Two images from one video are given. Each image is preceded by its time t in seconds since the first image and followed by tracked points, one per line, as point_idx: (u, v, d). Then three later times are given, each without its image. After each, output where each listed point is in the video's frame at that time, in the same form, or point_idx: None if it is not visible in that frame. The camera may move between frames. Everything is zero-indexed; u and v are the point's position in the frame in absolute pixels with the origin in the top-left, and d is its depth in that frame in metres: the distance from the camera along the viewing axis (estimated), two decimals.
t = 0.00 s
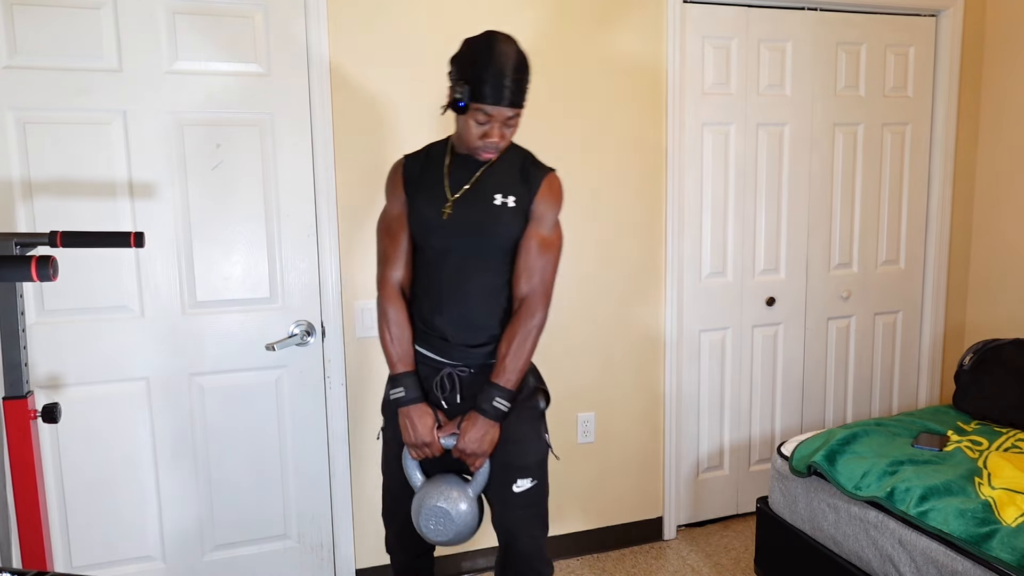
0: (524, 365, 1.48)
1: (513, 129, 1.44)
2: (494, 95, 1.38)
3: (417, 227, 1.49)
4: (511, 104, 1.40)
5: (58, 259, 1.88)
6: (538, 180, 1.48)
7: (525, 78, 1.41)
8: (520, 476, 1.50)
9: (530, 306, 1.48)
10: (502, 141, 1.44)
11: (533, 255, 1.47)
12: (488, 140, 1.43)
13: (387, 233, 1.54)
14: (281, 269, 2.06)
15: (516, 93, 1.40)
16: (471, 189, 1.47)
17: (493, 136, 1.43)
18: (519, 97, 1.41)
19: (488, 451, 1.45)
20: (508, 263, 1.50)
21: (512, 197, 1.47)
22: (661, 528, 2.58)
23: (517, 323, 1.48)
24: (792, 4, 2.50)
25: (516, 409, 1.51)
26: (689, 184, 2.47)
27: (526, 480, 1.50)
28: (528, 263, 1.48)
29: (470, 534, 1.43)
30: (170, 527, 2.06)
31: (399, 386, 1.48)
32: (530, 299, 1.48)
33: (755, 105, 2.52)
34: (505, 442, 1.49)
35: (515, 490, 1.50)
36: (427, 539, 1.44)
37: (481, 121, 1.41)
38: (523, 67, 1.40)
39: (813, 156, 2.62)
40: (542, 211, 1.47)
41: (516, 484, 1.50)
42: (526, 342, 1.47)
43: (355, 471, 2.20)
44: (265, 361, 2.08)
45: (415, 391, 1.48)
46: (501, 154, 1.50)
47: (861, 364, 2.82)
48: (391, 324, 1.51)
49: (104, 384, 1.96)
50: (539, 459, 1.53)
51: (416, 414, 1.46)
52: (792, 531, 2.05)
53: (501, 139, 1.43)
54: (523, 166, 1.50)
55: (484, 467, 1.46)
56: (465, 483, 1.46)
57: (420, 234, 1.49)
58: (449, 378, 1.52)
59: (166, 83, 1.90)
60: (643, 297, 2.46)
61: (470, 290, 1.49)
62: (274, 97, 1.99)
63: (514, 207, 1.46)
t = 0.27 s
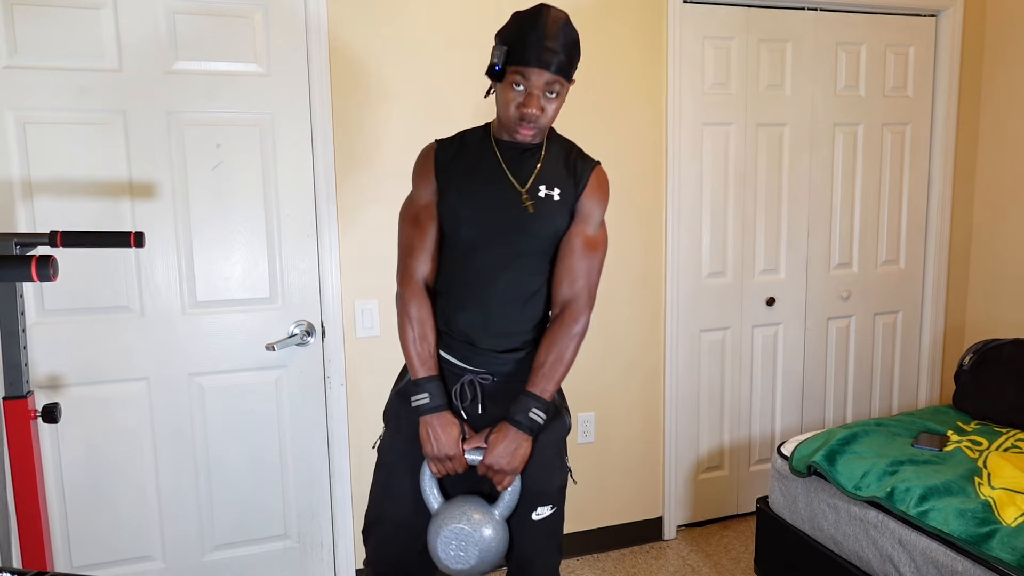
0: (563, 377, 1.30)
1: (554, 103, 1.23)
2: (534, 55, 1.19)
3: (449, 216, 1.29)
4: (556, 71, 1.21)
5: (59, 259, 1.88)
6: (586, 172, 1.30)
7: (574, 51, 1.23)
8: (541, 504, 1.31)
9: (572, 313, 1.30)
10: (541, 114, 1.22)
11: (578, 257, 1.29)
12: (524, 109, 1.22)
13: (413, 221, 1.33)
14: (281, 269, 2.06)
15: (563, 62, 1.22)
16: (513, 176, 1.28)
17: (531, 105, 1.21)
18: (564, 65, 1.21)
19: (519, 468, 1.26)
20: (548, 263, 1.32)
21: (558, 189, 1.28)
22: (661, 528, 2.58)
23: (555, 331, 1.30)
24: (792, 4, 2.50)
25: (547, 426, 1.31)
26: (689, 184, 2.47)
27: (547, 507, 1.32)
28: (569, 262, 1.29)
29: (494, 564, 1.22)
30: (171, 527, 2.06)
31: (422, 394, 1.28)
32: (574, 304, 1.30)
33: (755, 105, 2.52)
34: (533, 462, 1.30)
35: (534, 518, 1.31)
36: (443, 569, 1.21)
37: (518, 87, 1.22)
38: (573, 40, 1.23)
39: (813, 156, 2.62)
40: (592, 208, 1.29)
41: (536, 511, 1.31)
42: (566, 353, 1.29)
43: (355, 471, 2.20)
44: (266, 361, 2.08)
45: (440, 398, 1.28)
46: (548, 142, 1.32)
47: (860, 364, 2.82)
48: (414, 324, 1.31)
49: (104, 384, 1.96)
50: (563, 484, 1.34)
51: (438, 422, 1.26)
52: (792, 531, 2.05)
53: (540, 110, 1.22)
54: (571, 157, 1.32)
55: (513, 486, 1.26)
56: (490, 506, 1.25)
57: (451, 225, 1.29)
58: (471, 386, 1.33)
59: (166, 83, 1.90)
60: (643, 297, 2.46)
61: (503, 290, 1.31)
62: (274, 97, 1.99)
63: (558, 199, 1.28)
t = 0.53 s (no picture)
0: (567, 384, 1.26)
1: (522, 80, 1.14)
2: (496, 27, 1.11)
3: (434, 226, 1.15)
4: (519, 44, 1.12)
5: (59, 259, 1.88)
6: (569, 165, 1.24)
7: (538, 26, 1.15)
8: (547, 518, 1.29)
9: (569, 317, 1.27)
10: (510, 90, 1.13)
11: (568, 259, 1.25)
12: (492, 85, 1.12)
13: (385, 233, 1.16)
14: (281, 269, 2.06)
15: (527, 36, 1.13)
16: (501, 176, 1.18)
17: (498, 81, 1.12)
18: (529, 36, 1.13)
19: (534, 486, 1.21)
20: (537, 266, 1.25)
21: (548, 187, 1.20)
22: (661, 528, 2.58)
23: (554, 338, 1.25)
24: (791, 4, 2.50)
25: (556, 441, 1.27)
26: (689, 184, 2.47)
27: (551, 521, 1.30)
28: (563, 265, 1.25)
29: None
30: (171, 526, 2.06)
31: (426, 426, 1.15)
32: (570, 309, 1.27)
33: (755, 105, 2.52)
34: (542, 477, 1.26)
35: (539, 534, 1.29)
36: None
37: (483, 64, 1.12)
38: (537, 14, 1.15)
39: (813, 156, 2.62)
40: (577, 204, 1.25)
41: (542, 527, 1.29)
42: (567, 360, 1.25)
43: (355, 471, 2.20)
44: (266, 361, 2.08)
45: (444, 427, 1.16)
46: (523, 133, 1.23)
47: (860, 364, 2.82)
48: (403, 349, 1.16)
49: (105, 384, 1.96)
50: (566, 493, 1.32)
51: (447, 454, 1.16)
52: (792, 531, 2.06)
53: (507, 87, 1.12)
54: (550, 148, 1.25)
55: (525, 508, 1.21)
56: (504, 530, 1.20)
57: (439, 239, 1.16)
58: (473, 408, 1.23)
59: (167, 83, 1.90)
60: (643, 297, 2.46)
61: (502, 303, 1.21)
62: (274, 97, 1.99)
63: (551, 198, 1.21)
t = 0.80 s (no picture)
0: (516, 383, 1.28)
1: (416, 55, 1.13)
2: (376, 4, 1.10)
3: (366, 244, 1.09)
4: (402, 19, 1.11)
5: (59, 259, 1.88)
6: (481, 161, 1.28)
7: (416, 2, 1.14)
8: (526, 525, 1.29)
9: (506, 317, 1.28)
10: (407, 65, 1.11)
11: (495, 259, 1.27)
12: (386, 63, 1.10)
13: (316, 265, 1.06)
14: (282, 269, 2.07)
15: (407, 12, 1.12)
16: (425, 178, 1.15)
17: (391, 57, 1.10)
18: (413, 10, 1.13)
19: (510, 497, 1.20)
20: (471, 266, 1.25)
21: (476, 183, 1.22)
22: (661, 528, 2.59)
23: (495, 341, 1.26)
24: (791, 4, 2.51)
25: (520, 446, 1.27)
26: (689, 184, 2.47)
27: (532, 527, 1.29)
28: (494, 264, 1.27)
29: None
30: (171, 526, 2.07)
31: (406, 467, 1.08)
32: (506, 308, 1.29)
33: (754, 105, 2.52)
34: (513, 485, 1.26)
35: (523, 543, 1.28)
36: None
37: (369, 44, 1.11)
38: None
39: (812, 156, 2.63)
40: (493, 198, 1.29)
41: (525, 534, 1.28)
42: (512, 360, 1.26)
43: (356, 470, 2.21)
44: (266, 361, 2.08)
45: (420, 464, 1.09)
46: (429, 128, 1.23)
47: (860, 364, 2.83)
48: (357, 387, 1.08)
49: (105, 384, 1.96)
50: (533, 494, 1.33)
51: (431, 488, 1.10)
52: (792, 531, 2.06)
53: (402, 61, 1.11)
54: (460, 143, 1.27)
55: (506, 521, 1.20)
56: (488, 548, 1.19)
57: (372, 258, 1.10)
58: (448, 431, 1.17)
59: (167, 83, 1.90)
60: (643, 297, 2.47)
61: (447, 312, 1.17)
62: (274, 96, 1.99)
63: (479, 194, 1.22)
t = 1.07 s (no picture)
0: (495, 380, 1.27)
1: (353, 50, 1.13)
2: None
3: (311, 250, 1.10)
4: (338, 14, 1.12)
5: (59, 259, 1.88)
6: (445, 155, 1.27)
7: None
8: (505, 536, 1.29)
9: (481, 316, 1.28)
10: (343, 59, 1.12)
11: (467, 254, 1.28)
12: (320, 58, 1.11)
13: (251, 275, 1.08)
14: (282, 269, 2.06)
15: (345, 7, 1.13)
16: (367, 178, 1.16)
17: (326, 51, 1.11)
18: None
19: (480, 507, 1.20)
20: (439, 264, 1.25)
21: (432, 180, 1.22)
22: (661, 528, 2.59)
23: (473, 340, 1.26)
24: (792, 4, 2.51)
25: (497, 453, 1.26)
26: (690, 184, 2.47)
27: (512, 539, 1.31)
28: (465, 259, 1.28)
29: None
30: (172, 526, 2.06)
31: (356, 482, 1.07)
32: (483, 306, 1.29)
33: (755, 105, 2.52)
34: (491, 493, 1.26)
35: (505, 554, 1.29)
36: None
37: (301, 39, 1.11)
38: None
39: (813, 155, 2.63)
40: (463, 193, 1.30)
41: (506, 546, 1.29)
42: (490, 358, 1.27)
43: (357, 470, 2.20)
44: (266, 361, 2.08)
45: (377, 478, 1.09)
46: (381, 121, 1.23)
47: (860, 364, 2.82)
48: (295, 398, 1.07)
49: (105, 383, 1.96)
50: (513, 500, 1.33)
51: (390, 500, 1.10)
52: (793, 531, 2.05)
53: (337, 56, 1.11)
54: (421, 136, 1.27)
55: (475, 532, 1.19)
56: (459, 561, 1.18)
57: (318, 266, 1.11)
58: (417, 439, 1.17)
59: (166, 83, 1.90)
60: (643, 297, 2.46)
61: (405, 318, 1.16)
62: (274, 97, 2.00)
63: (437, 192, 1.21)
